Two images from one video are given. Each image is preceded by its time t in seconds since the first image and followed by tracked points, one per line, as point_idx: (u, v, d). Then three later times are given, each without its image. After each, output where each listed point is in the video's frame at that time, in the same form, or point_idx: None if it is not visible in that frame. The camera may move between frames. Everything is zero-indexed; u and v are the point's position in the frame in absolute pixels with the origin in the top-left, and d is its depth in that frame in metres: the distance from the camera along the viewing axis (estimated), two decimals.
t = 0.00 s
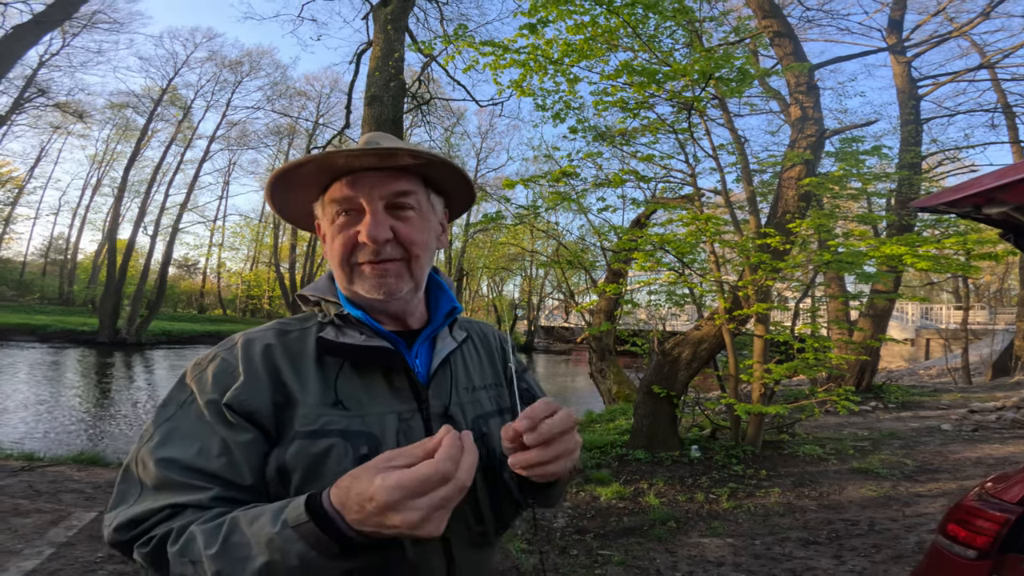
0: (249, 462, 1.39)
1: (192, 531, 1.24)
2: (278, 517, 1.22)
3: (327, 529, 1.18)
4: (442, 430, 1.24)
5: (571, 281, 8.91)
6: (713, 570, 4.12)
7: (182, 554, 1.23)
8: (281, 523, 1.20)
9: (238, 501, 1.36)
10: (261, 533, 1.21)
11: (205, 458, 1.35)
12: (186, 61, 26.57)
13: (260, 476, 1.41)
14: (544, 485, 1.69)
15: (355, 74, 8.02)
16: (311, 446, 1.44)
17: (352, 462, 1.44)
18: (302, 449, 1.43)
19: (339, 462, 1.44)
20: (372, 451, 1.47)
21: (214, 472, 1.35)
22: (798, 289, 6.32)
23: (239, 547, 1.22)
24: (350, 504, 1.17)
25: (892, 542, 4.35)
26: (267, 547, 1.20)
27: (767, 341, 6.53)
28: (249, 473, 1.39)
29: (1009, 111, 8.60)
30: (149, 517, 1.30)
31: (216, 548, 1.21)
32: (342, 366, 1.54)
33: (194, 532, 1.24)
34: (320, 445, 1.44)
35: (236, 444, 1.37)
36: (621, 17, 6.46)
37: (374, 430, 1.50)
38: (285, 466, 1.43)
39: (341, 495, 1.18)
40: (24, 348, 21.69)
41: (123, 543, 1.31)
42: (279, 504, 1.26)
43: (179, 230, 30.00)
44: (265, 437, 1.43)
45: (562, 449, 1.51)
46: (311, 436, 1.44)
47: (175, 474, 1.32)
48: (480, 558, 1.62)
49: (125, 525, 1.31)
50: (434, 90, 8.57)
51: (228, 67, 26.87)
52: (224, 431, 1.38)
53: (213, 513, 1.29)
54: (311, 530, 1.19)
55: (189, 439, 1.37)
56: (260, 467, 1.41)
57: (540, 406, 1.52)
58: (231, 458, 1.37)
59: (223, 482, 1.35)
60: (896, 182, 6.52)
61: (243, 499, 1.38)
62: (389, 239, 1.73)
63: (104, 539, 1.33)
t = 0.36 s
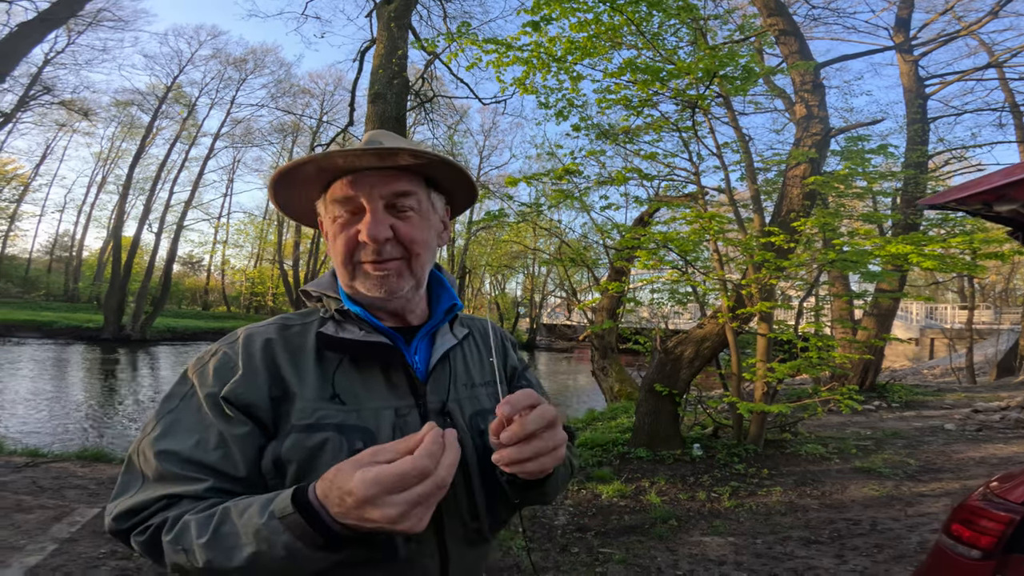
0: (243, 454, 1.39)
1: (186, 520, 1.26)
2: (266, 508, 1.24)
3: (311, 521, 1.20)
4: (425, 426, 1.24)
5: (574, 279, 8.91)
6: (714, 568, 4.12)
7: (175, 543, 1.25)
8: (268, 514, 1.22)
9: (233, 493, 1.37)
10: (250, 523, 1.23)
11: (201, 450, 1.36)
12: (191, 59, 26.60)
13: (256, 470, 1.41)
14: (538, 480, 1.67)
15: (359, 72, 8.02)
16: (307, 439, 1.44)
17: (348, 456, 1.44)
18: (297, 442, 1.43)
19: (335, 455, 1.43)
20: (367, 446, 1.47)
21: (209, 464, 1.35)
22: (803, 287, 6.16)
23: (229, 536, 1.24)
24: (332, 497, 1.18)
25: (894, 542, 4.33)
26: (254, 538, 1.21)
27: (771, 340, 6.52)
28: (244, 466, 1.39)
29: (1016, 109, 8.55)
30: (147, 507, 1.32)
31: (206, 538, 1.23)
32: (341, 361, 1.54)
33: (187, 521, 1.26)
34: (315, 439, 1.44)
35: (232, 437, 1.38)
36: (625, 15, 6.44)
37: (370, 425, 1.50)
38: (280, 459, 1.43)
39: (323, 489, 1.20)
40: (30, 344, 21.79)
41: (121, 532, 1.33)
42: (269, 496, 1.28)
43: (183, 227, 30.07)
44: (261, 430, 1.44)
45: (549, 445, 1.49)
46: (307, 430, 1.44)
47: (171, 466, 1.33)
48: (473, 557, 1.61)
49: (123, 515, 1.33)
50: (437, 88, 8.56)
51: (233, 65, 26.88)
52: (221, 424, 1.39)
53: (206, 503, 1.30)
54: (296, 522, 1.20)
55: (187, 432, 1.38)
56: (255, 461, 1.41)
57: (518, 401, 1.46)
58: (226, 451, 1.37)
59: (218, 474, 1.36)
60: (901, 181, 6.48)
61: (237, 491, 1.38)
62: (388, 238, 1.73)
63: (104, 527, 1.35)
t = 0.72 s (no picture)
0: (240, 448, 1.40)
1: (182, 515, 1.28)
2: (262, 503, 1.25)
3: (307, 516, 1.21)
4: (422, 421, 1.25)
5: (576, 275, 8.92)
6: (713, 566, 4.13)
7: (171, 537, 1.27)
8: (264, 509, 1.23)
9: (230, 487, 1.39)
10: (246, 517, 1.24)
11: (197, 444, 1.37)
12: (197, 54, 26.60)
13: (253, 464, 1.43)
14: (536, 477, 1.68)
15: (363, 68, 8.03)
16: (305, 433, 1.45)
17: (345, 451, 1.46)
18: (295, 436, 1.45)
19: (333, 449, 1.45)
20: (366, 440, 1.48)
21: (206, 458, 1.37)
22: (805, 287, 6.20)
23: (226, 530, 1.26)
24: (327, 492, 1.19)
25: (893, 541, 4.34)
26: (250, 532, 1.23)
27: (773, 338, 6.53)
28: (241, 460, 1.40)
29: None
30: (142, 501, 1.33)
31: (202, 532, 1.25)
32: (340, 354, 1.55)
33: (183, 515, 1.28)
34: (313, 433, 1.45)
35: (229, 431, 1.39)
36: (630, 12, 6.43)
37: (368, 419, 1.51)
38: (277, 454, 1.44)
39: (319, 483, 1.21)
40: (35, 337, 21.91)
41: (117, 526, 1.35)
42: (265, 490, 1.29)
43: (187, 222, 30.13)
44: (259, 424, 1.45)
45: (537, 438, 1.51)
46: (305, 424, 1.46)
47: (167, 460, 1.34)
48: (471, 553, 1.63)
49: (118, 509, 1.35)
50: (441, 84, 8.56)
51: (238, 60, 26.88)
52: (218, 418, 1.40)
53: (203, 497, 1.32)
54: (293, 516, 1.21)
55: (182, 426, 1.39)
56: (252, 454, 1.43)
57: (504, 395, 1.47)
58: (223, 445, 1.39)
59: (214, 468, 1.37)
60: (907, 180, 6.46)
61: (234, 485, 1.40)
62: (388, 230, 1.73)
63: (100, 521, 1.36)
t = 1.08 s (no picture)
0: (241, 446, 1.42)
1: (179, 516, 1.30)
2: (263, 514, 1.27)
3: (308, 529, 1.23)
4: (436, 442, 1.25)
5: (576, 272, 8.93)
6: (708, 563, 4.16)
7: (168, 537, 1.30)
8: (265, 519, 1.26)
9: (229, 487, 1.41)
10: (246, 526, 1.26)
11: (197, 441, 1.40)
12: (201, 47, 26.55)
13: (254, 461, 1.45)
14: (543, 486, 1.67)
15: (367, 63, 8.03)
16: (308, 433, 1.47)
17: (348, 450, 1.48)
18: (298, 435, 1.47)
19: (335, 449, 1.47)
20: (370, 441, 1.50)
21: (206, 456, 1.40)
22: (806, 286, 6.23)
23: (223, 535, 1.29)
24: (333, 509, 1.21)
25: (887, 541, 4.36)
26: (249, 540, 1.26)
27: (773, 336, 6.55)
28: (242, 458, 1.43)
29: None
30: (140, 498, 1.37)
31: (200, 536, 1.27)
32: (348, 352, 1.57)
33: (181, 517, 1.30)
34: (317, 432, 1.48)
35: (230, 428, 1.41)
36: (635, 9, 6.44)
37: (373, 418, 1.53)
38: (279, 452, 1.47)
39: (324, 496, 1.23)
40: (36, 329, 21.97)
41: (115, 521, 1.39)
42: (266, 498, 1.31)
43: (190, 215, 30.15)
44: (261, 421, 1.47)
45: (550, 462, 1.46)
46: (308, 423, 1.48)
47: (168, 457, 1.37)
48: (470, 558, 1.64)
49: (117, 505, 1.38)
50: (444, 79, 8.56)
51: (242, 54, 26.83)
52: (219, 415, 1.42)
53: (202, 500, 1.34)
54: (295, 529, 1.23)
55: (184, 422, 1.42)
56: (254, 452, 1.45)
57: (522, 409, 1.46)
58: (224, 442, 1.41)
59: (214, 467, 1.40)
60: (911, 181, 6.45)
61: (234, 483, 1.43)
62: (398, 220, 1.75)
63: (99, 513, 1.40)
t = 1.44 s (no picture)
0: (247, 449, 1.42)
1: (181, 527, 1.29)
2: (274, 531, 1.27)
3: (323, 546, 1.24)
4: (464, 463, 1.27)
5: (577, 269, 8.94)
6: (706, 561, 4.18)
7: (170, 548, 1.29)
8: (276, 537, 1.25)
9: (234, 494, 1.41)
10: (255, 542, 1.26)
11: (197, 444, 1.39)
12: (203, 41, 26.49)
13: (257, 466, 1.45)
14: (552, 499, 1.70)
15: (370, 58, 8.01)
16: (315, 439, 1.47)
17: (356, 457, 1.48)
18: (304, 441, 1.46)
19: (342, 454, 1.47)
20: (379, 449, 1.51)
21: (207, 461, 1.38)
22: (807, 284, 6.25)
23: (229, 549, 1.29)
24: (354, 529, 1.22)
25: (885, 540, 4.38)
26: (259, 556, 1.26)
27: (774, 335, 6.56)
28: (245, 464, 1.42)
29: None
30: (138, 504, 1.36)
31: (206, 549, 1.27)
32: (357, 353, 1.57)
33: (183, 528, 1.29)
34: (324, 439, 1.47)
35: (233, 433, 1.40)
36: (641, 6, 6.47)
37: (382, 423, 1.53)
38: (284, 458, 1.46)
39: (343, 512, 1.24)
40: (36, 322, 21.98)
41: (112, 527, 1.38)
42: (276, 512, 1.31)
43: (191, 209, 30.13)
44: (266, 425, 1.46)
45: (563, 479, 1.47)
46: (315, 429, 1.47)
47: (168, 463, 1.36)
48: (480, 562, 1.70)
49: (114, 510, 1.37)
50: (447, 75, 8.55)
51: (245, 48, 26.77)
52: (221, 418, 1.42)
53: (206, 511, 1.33)
54: (308, 547, 1.24)
55: (184, 425, 1.41)
56: (257, 458, 1.44)
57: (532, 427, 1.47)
58: (226, 447, 1.40)
59: (215, 473, 1.39)
60: (914, 181, 6.45)
61: (235, 489, 1.42)
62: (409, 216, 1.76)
63: (94, 517, 1.39)
